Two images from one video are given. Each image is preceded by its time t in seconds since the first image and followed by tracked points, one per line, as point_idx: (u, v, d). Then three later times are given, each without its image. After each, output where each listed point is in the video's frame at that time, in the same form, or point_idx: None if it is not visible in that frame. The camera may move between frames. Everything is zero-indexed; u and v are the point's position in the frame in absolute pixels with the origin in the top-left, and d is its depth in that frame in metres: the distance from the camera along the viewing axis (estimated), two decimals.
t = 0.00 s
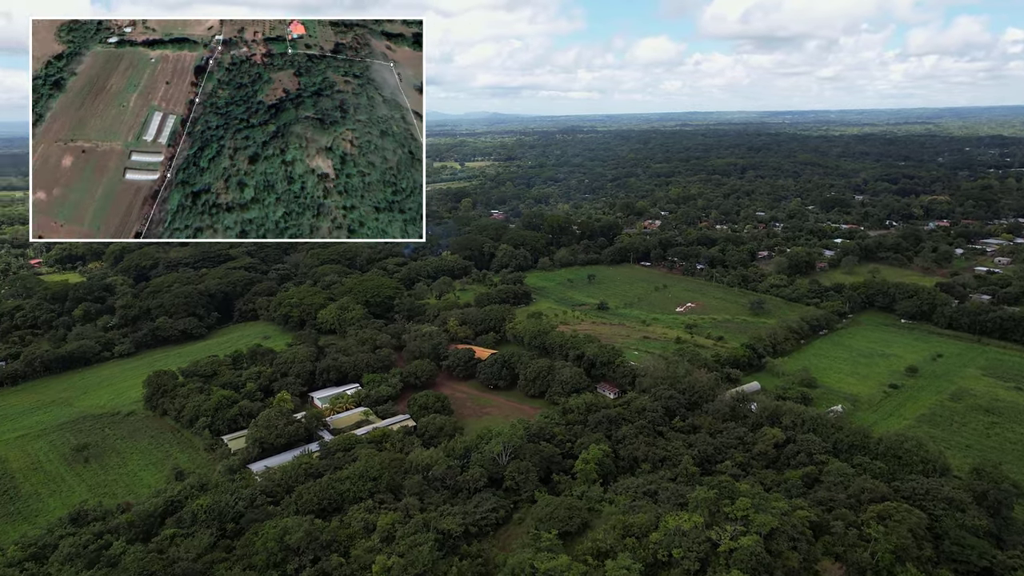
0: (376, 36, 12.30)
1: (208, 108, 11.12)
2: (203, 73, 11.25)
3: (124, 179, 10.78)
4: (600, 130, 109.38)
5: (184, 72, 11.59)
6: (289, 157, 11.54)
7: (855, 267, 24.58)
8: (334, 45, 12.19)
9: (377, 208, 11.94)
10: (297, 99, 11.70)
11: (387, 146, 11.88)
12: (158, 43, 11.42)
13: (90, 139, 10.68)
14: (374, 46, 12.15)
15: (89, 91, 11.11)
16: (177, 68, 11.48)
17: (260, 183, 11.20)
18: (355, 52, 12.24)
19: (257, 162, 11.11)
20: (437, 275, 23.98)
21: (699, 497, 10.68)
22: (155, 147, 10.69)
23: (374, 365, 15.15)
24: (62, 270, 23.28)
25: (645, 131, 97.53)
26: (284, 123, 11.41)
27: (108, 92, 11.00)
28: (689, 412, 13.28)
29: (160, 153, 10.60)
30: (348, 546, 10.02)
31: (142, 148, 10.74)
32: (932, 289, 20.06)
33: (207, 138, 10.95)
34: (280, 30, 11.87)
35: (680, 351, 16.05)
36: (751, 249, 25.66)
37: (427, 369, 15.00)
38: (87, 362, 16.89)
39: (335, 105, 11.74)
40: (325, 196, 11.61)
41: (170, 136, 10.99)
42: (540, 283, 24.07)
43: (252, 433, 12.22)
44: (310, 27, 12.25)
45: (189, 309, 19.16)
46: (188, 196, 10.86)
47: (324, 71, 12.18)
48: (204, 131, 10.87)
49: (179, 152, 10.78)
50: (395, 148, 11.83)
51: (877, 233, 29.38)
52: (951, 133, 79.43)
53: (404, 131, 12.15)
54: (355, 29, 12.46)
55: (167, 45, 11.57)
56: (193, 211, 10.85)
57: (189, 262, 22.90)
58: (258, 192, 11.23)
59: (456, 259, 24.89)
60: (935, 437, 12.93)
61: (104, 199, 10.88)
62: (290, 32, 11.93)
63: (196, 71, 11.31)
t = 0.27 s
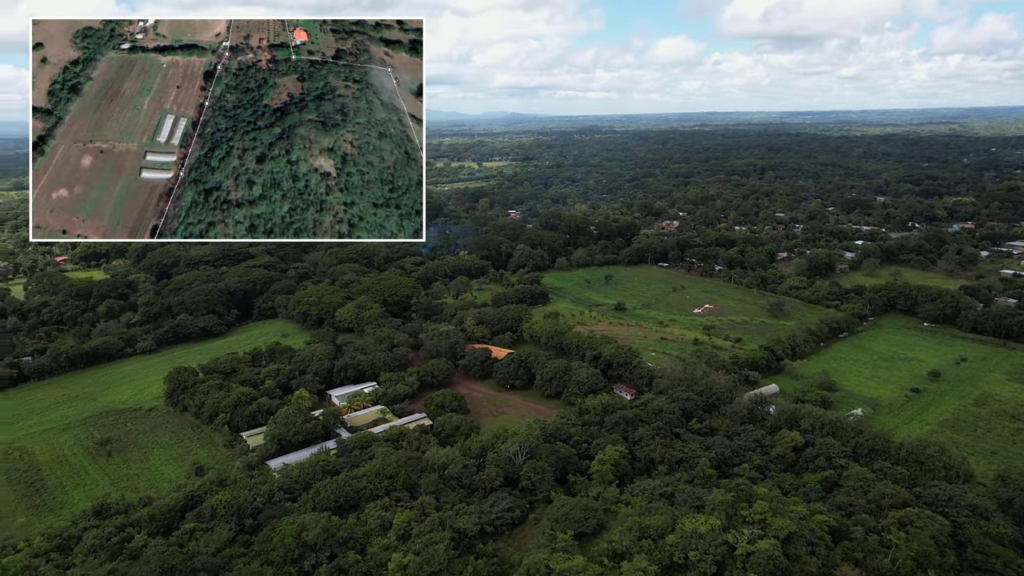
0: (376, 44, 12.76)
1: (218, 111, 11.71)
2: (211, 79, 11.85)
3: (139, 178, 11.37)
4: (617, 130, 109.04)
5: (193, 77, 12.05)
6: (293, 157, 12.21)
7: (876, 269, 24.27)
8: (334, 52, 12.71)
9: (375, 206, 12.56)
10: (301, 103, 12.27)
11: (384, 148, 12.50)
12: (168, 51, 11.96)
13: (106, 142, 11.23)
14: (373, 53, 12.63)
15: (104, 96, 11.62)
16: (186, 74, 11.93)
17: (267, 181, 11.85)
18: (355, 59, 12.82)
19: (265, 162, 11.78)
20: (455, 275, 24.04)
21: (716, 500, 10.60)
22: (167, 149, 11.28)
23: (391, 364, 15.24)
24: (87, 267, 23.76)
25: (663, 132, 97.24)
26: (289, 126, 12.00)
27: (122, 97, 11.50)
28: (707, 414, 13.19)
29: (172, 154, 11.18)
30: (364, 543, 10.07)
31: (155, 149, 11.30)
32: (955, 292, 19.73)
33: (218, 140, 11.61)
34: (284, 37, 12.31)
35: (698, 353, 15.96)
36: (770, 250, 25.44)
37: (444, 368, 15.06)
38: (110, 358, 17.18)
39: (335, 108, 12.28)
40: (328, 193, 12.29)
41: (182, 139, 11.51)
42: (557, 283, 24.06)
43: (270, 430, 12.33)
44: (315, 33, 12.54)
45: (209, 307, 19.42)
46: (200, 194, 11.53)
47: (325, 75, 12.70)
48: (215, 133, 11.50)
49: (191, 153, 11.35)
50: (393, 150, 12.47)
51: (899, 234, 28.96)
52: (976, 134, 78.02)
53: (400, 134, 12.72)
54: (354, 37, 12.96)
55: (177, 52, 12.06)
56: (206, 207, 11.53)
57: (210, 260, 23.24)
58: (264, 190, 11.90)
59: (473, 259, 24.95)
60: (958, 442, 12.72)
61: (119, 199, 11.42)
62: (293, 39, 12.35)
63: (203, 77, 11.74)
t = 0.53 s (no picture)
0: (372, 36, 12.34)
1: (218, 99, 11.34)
2: (212, 70, 11.47)
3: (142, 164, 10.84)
4: (641, 129, 108.40)
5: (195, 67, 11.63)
6: (292, 145, 11.75)
7: (907, 273, 23.84)
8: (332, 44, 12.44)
9: (374, 189, 11.85)
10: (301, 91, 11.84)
11: (381, 132, 11.96)
12: (169, 42, 11.58)
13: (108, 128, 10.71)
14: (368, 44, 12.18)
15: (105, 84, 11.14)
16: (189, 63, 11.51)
17: (266, 165, 11.24)
18: (353, 50, 12.48)
19: (264, 146, 11.26)
20: (479, 275, 24.12)
21: (739, 503, 10.51)
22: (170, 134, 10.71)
23: (415, 362, 15.34)
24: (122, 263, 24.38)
25: (688, 132, 96.32)
26: (288, 112, 11.56)
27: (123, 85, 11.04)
28: (731, 418, 13.09)
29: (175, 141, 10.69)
30: (385, 540, 10.13)
31: (157, 135, 10.74)
32: (989, 297, 19.28)
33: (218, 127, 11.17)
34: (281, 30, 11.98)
35: (722, 355, 15.85)
36: (797, 252, 25.13)
37: (467, 367, 15.14)
38: (140, 352, 17.54)
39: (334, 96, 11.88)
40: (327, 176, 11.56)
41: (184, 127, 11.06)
42: (581, 283, 24.04)
43: (295, 426, 12.49)
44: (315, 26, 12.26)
45: (237, 304, 19.68)
46: (200, 177, 10.84)
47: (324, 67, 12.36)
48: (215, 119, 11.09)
49: (191, 139, 10.79)
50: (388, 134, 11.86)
51: (931, 237, 28.40)
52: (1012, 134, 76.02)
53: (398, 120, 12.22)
54: (355, 27, 12.59)
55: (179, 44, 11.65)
56: (205, 189, 10.91)
57: (237, 257, 23.60)
58: (264, 173, 11.24)
59: (498, 258, 24.99)
60: (991, 450, 12.44)
61: (123, 184, 10.89)
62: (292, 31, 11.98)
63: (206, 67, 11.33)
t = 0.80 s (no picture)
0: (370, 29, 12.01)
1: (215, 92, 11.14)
2: (211, 63, 11.24)
3: (141, 154, 10.57)
4: (673, 129, 107.48)
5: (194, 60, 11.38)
6: (289, 136, 11.45)
7: (952, 278, 23.16)
8: (329, 37, 12.15)
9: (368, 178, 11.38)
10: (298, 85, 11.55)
11: (376, 124, 11.65)
12: (168, 36, 11.33)
13: (107, 118, 10.48)
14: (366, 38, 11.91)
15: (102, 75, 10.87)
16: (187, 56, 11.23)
17: (263, 156, 11.07)
18: (349, 43, 12.04)
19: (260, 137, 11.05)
20: (512, 274, 24.19)
21: (772, 510, 10.35)
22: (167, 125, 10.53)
23: (447, 360, 15.46)
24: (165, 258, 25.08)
25: (724, 133, 95.12)
26: (285, 104, 11.34)
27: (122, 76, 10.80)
28: (766, 423, 12.89)
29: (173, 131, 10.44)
30: (415, 537, 10.19)
31: (156, 126, 10.53)
32: None
33: (217, 118, 10.99)
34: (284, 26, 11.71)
35: (758, 359, 15.63)
36: (836, 256, 24.64)
37: (498, 367, 15.21)
38: (181, 347, 18.01)
39: (330, 88, 11.56)
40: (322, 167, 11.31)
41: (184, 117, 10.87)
42: (614, 284, 23.95)
43: (329, 422, 12.70)
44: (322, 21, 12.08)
45: (274, 300, 20.03)
46: (199, 166, 10.61)
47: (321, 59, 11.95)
48: (214, 110, 10.90)
49: (190, 130, 10.63)
50: (382, 125, 11.59)
51: (979, 242, 27.53)
52: None
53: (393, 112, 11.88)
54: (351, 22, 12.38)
55: (176, 37, 11.34)
56: (203, 178, 10.66)
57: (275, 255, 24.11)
58: (261, 163, 11.01)
59: (531, 258, 25.01)
60: None
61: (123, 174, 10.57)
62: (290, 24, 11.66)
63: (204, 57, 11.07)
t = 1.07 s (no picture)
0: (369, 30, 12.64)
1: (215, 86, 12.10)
2: (207, 59, 12.05)
3: (138, 148, 11.51)
4: (709, 130, 105.96)
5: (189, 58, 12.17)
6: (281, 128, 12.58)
7: (1002, 284, 22.35)
8: (324, 33, 13.01)
9: (361, 169, 12.59)
10: (293, 80, 12.56)
11: (369, 118, 12.83)
12: (167, 33, 12.12)
13: (106, 114, 11.38)
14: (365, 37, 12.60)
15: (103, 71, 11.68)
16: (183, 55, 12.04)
17: (258, 148, 12.21)
18: (343, 40, 12.94)
19: (256, 129, 12.25)
20: (545, 275, 24.20)
21: (806, 518, 10.15)
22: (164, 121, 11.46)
23: (479, 359, 15.55)
24: (206, 254, 25.73)
25: (761, 133, 93.54)
26: (280, 97, 12.39)
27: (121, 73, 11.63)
28: (801, 430, 12.66)
29: (169, 127, 11.38)
30: (445, 534, 10.24)
31: (155, 121, 11.46)
32: None
33: (214, 112, 11.99)
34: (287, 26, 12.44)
35: (794, 364, 15.36)
36: (877, 260, 24.03)
37: (530, 367, 15.24)
38: (219, 341, 18.42)
39: (321, 83, 12.59)
40: (316, 159, 12.49)
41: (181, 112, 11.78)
42: (648, 286, 23.79)
43: (362, 418, 12.84)
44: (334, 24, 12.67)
45: (310, 297, 20.38)
46: (197, 158, 11.66)
47: (316, 53, 12.82)
48: (212, 105, 11.88)
49: (188, 125, 11.60)
50: (375, 121, 12.73)
51: None
52: None
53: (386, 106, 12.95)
54: (344, 21, 13.29)
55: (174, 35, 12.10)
56: (201, 169, 11.66)
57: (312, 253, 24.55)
58: (256, 155, 12.18)
59: (564, 259, 24.94)
60: None
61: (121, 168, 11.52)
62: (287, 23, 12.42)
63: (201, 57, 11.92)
